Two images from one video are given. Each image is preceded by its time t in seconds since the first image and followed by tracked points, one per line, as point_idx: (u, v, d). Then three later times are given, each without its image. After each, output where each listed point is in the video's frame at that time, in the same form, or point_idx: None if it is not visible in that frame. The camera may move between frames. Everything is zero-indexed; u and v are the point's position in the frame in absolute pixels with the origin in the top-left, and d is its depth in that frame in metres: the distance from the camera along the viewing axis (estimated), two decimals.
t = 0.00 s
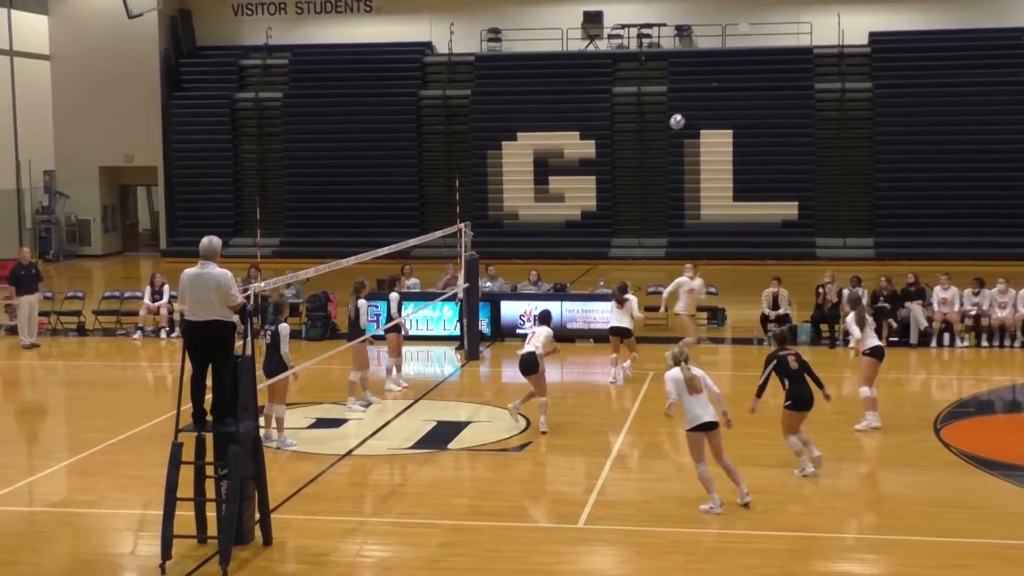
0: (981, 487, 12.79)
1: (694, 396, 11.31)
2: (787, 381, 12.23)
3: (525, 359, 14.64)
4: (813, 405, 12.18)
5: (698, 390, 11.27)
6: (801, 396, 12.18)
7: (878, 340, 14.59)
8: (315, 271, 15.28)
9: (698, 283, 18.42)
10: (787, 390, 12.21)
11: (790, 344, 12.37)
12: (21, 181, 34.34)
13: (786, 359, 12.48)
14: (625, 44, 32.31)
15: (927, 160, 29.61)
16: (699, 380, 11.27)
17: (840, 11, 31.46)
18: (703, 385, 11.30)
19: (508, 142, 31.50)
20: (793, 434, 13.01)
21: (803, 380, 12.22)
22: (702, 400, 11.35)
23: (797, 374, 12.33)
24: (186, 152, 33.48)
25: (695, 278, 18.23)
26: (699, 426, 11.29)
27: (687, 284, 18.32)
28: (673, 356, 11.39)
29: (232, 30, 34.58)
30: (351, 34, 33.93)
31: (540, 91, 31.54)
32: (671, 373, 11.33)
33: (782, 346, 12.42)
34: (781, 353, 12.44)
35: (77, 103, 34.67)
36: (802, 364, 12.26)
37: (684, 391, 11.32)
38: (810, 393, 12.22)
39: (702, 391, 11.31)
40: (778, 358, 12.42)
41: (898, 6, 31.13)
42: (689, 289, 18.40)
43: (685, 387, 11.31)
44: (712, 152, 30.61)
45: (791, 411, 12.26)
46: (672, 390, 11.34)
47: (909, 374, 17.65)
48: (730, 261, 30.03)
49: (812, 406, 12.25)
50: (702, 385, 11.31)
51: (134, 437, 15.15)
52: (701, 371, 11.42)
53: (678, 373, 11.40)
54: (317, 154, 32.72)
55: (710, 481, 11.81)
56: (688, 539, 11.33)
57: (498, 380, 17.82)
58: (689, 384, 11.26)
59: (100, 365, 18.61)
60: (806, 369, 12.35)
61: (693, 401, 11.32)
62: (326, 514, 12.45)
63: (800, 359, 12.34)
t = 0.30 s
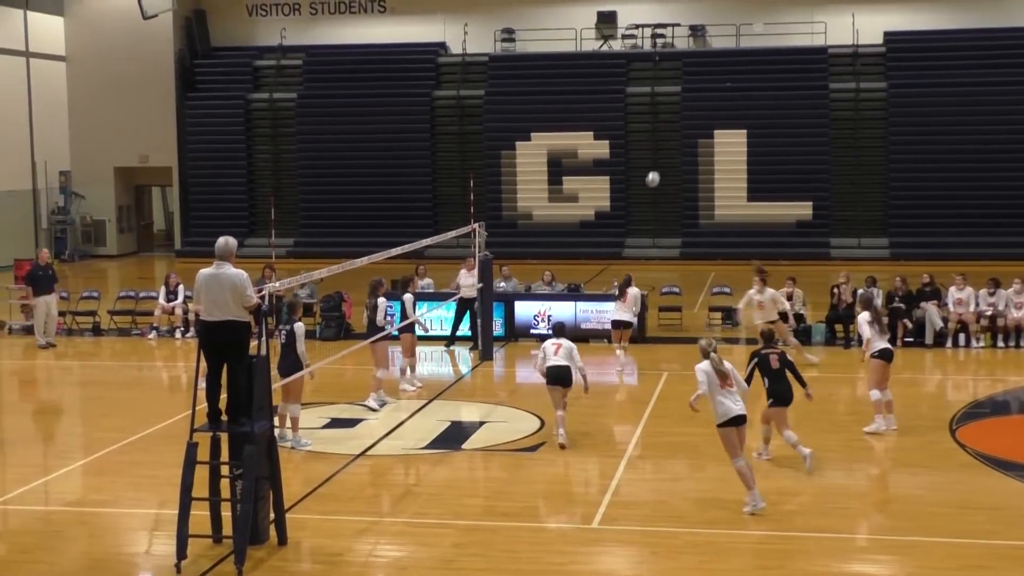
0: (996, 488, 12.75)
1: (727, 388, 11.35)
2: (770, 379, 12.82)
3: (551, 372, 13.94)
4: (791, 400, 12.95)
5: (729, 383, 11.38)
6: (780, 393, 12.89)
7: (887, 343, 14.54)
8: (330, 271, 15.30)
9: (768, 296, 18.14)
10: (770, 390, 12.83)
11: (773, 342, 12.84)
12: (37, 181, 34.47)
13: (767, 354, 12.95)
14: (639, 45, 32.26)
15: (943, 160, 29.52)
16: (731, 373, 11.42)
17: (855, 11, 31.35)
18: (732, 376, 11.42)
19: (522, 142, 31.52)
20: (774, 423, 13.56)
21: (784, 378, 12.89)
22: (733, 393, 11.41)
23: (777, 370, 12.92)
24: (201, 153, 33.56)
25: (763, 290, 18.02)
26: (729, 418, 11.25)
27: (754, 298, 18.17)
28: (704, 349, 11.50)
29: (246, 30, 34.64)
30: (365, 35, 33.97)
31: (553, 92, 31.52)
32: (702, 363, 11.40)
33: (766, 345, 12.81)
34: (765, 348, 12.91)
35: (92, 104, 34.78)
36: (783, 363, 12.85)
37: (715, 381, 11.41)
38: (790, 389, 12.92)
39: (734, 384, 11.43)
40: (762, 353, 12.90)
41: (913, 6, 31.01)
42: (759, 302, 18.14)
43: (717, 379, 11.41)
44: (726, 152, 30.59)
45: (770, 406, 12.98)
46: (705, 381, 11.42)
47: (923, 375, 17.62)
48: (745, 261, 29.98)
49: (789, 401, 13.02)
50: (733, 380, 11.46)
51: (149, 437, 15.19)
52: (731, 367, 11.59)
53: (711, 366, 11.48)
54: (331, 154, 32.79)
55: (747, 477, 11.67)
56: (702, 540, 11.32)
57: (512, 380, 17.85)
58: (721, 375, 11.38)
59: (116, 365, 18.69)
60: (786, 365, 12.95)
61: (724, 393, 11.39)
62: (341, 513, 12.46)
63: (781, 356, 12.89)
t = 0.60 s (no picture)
0: (1013, 490, 12.70)
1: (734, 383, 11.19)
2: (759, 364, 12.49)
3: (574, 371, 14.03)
4: (776, 383, 12.70)
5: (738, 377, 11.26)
6: (768, 376, 12.62)
7: (891, 347, 14.10)
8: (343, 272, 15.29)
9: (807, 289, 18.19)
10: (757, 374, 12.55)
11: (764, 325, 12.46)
12: (51, 182, 34.60)
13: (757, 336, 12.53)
14: (652, 45, 32.24)
15: (958, 161, 29.47)
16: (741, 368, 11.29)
17: (869, 11, 31.27)
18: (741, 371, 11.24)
19: (535, 143, 31.54)
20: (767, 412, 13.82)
21: (770, 361, 12.59)
22: (739, 387, 11.26)
23: (766, 353, 12.58)
24: (214, 154, 33.63)
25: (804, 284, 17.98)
26: (730, 413, 11.16)
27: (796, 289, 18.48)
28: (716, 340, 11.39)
29: (260, 31, 34.68)
30: (378, 35, 34.00)
31: (567, 93, 31.53)
32: (714, 351, 11.27)
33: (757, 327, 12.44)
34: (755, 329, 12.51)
35: (106, 105, 34.87)
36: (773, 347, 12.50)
37: (725, 375, 11.20)
38: (776, 372, 12.66)
39: (741, 379, 11.27)
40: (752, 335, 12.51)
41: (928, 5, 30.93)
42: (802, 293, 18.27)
43: (726, 372, 11.20)
44: (738, 153, 30.58)
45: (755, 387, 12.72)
46: (714, 372, 11.18)
47: (937, 375, 17.58)
48: (757, 262, 29.99)
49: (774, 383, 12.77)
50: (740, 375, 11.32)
51: (164, 437, 15.23)
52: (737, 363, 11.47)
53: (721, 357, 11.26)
54: (344, 154, 32.83)
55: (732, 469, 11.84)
56: (716, 541, 11.29)
57: (526, 380, 17.85)
58: (732, 368, 11.18)
59: (129, 365, 18.74)
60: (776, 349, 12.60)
61: (731, 387, 11.22)
62: (355, 514, 12.46)
63: (772, 340, 12.51)
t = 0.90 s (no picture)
0: None
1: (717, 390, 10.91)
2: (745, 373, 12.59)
3: (585, 370, 13.96)
4: (763, 393, 12.79)
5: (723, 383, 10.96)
6: (754, 386, 12.71)
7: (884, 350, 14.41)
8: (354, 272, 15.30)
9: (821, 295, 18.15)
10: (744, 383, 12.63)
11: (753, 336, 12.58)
12: (64, 182, 34.71)
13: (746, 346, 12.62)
14: (663, 45, 32.20)
15: (970, 160, 29.39)
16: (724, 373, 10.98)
17: (881, 10, 31.20)
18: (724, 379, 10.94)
19: (546, 143, 31.55)
20: (760, 410, 14.13)
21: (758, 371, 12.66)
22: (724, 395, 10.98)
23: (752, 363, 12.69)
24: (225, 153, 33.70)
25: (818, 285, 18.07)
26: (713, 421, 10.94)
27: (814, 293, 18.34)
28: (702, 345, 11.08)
29: (271, 32, 34.71)
30: (389, 35, 34.02)
31: (578, 93, 31.51)
32: (698, 359, 10.95)
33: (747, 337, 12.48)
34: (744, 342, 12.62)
35: (119, 105, 34.98)
36: (761, 356, 12.62)
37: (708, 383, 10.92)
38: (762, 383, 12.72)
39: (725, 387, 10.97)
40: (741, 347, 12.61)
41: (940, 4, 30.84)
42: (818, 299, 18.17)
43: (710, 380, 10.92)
44: (749, 152, 30.55)
45: (742, 396, 12.82)
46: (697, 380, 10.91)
47: (950, 376, 17.53)
48: (768, 261, 29.96)
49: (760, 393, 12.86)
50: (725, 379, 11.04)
51: (176, 436, 15.26)
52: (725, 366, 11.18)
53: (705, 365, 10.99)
54: (356, 154, 32.87)
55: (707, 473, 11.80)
56: (728, 542, 11.27)
57: (537, 380, 17.85)
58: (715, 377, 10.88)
59: (142, 365, 18.80)
60: (763, 359, 12.71)
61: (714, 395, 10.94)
62: (367, 514, 12.46)
63: (760, 350, 12.61)
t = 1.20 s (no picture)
0: None
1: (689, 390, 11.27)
2: (724, 375, 12.42)
3: (589, 365, 14.11)
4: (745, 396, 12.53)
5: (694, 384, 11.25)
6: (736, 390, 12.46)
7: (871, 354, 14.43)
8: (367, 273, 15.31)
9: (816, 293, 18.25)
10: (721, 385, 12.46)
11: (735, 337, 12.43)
12: (77, 184, 34.82)
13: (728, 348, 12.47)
14: (675, 45, 32.17)
15: (984, 161, 29.31)
16: (698, 375, 11.24)
17: (893, 10, 31.13)
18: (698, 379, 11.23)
19: (557, 144, 31.55)
20: (755, 416, 14.01)
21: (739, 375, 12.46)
22: (697, 394, 11.30)
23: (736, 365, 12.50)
24: (237, 154, 33.76)
25: (812, 284, 18.31)
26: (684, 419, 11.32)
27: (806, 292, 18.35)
28: (679, 347, 11.33)
29: (283, 33, 34.76)
30: (401, 36, 34.06)
31: (590, 94, 31.50)
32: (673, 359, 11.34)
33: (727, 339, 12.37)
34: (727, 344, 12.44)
35: (131, 106, 35.05)
36: (742, 358, 12.43)
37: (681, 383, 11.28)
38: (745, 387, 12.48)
39: (698, 386, 11.27)
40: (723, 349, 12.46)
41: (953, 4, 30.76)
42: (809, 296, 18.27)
43: (683, 379, 11.26)
44: (761, 153, 30.52)
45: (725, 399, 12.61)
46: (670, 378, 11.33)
47: (963, 377, 17.48)
48: (780, 262, 29.94)
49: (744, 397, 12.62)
50: (701, 380, 11.32)
51: (188, 436, 15.30)
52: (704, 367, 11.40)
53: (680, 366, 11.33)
54: (367, 155, 32.90)
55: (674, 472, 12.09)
56: (741, 542, 11.25)
57: (548, 381, 17.85)
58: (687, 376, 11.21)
59: (154, 366, 18.86)
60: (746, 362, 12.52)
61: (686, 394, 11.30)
62: (378, 514, 12.48)
63: (742, 352, 12.43)
